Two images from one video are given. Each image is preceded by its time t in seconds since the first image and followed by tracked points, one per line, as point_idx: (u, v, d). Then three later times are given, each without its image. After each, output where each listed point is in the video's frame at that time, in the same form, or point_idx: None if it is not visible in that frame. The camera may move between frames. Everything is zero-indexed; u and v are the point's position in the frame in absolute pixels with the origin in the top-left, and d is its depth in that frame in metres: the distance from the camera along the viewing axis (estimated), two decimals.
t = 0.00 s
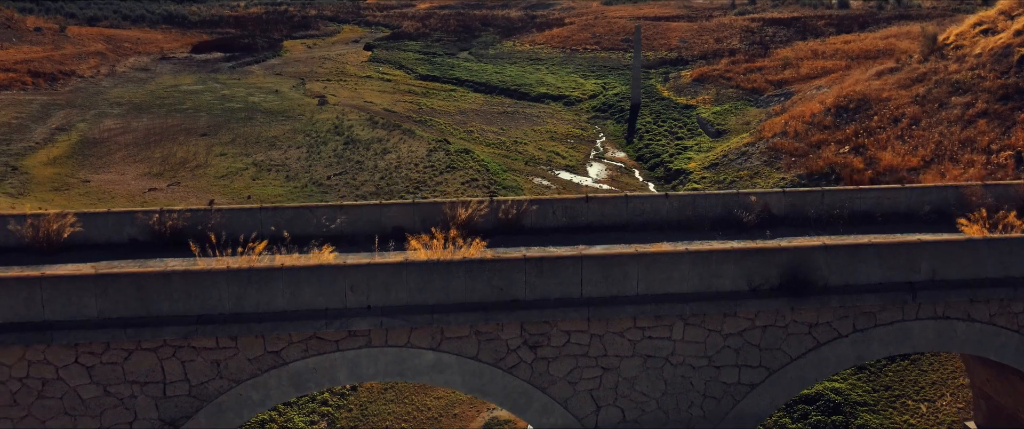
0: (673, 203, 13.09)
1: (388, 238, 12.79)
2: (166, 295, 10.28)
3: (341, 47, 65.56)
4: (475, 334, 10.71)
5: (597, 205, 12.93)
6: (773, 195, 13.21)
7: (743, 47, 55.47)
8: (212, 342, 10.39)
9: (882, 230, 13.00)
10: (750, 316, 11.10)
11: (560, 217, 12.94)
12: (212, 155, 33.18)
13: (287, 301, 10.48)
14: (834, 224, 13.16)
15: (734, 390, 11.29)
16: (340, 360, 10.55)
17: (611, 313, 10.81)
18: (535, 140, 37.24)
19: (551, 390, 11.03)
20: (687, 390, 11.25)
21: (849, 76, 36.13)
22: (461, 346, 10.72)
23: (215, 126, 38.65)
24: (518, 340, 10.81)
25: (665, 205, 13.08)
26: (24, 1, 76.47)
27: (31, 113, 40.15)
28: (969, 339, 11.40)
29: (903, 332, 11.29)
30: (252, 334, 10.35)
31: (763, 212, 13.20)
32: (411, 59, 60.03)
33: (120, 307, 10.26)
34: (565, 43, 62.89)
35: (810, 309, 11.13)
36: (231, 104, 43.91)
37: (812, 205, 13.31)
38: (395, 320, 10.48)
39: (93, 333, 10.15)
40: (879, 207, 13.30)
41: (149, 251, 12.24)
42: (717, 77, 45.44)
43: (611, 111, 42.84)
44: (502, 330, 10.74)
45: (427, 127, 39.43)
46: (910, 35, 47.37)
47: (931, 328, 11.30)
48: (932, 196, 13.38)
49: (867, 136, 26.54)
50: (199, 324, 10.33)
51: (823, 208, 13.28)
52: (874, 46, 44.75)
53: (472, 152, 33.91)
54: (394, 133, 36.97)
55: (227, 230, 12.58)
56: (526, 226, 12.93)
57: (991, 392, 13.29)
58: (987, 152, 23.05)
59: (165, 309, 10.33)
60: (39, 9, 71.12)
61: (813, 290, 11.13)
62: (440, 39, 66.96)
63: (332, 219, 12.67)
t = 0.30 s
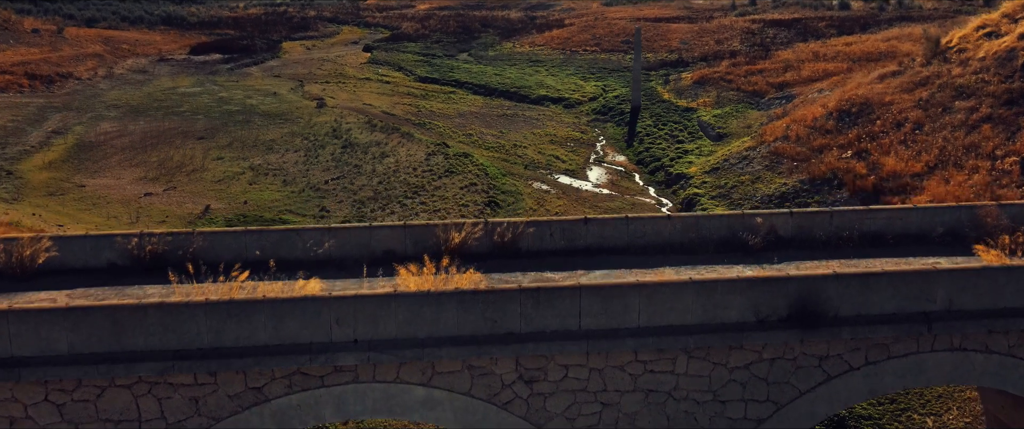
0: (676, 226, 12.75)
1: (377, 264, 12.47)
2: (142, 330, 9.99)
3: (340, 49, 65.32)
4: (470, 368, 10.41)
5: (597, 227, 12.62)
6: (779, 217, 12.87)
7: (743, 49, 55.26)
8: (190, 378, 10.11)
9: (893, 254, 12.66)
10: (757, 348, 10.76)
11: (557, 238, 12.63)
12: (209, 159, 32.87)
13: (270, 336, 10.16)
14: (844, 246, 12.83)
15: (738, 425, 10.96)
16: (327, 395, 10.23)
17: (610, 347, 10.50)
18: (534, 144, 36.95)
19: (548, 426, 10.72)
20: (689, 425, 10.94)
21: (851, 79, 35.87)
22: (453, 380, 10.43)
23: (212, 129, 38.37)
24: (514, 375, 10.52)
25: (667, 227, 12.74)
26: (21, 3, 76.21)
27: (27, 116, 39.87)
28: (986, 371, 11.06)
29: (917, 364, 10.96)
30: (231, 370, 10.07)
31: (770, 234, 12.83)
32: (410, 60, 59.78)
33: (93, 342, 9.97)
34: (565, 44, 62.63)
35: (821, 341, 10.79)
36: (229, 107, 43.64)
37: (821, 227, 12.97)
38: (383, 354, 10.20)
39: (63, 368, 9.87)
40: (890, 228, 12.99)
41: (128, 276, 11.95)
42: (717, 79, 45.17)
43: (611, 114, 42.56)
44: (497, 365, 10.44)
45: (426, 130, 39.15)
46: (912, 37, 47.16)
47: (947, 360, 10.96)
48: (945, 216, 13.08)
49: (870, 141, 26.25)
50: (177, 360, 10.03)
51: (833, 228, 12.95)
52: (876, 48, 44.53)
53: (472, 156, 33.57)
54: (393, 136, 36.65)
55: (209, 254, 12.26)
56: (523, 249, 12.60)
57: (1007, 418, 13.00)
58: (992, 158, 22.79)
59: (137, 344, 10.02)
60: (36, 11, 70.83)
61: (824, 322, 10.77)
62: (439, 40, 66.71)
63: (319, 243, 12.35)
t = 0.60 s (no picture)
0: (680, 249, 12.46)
1: (367, 290, 12.10)
2: (114, 369, 9.70)
3: (339, 50, 65.15)
4: (462, 406, 10.04)
5: (597, 251, 12.35)
6: (787, 240, 12.59)
7: (744, 51, 55.08)
8: (165, 418, 9.75)
9: (903, 281, 12.32)
10: (765, 384, 10.35)
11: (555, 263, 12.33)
12: (206, 163, 32.62)
13: (250, 373, 9.88)
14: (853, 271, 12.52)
15: None
16: None
17: (609, 384, 10.13)
18: (534, 148, 36.65)
19: None
20: None
21: (853, 82, 35.63)
22: (445, 420, 10.06)
23: (210, 133, 38.12)
24: (509, 413, 10.13)
25: (671, 251, 12.45)
26: (20, 4, 76.06)
27: (24, 119, 39.67)
28: (1006, 406, 10.63)
29: (934, 400, 10.53)
30: (209, 410, 9.73)
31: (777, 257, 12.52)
32: (409, 62, 59.57)
33: (62, 381, 9.70)
34: (565, 46, 62.42)
35: (833, 376, 10.36)
36: (227, 110, 43.39)
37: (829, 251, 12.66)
38: (368, 393, 9.87)
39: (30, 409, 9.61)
40: (901, 251, 12.66)
41: (105, 305, 11.64)
42: (718, 81, 44.89)
43: (611, 117, 42.29)
44: (490, 403, 10.08)
45: (426, 133, 38.89)
46: (913, 39, 46.96)
47: (966, 395, 10.55)
48: (960, 239, 12.70)
49: (872, 146, 25.99)
50: (152, 398, 9.72)
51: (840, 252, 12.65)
52: (877, 50, 44.31)
53: (471, 160, 33.28)
54: (392, 140, 36.37)
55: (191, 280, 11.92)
56: (518, 274, 12.30)
57: None
58: (996, 164, 22.55)
59: (109, 383, 9.74)
60: (35, 13, 70.66)
61: (835, 356, 10.40)
62: (439, 42, 66.52)
63: (306, 269, 12.01)
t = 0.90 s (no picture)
0: (684, 274, 12.60)
1: (358, 319, 12.26)
2: (82, 409, 9.87)
3: (338, 52, 64.88)
4: None
5: (598, 277, 12.50)
6: (796, 265, 12.73)
7: (745, 53, 54.85)
8: None
9: (916, 307, 12.46)
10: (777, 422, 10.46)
11: (552, 290, 12.50)
12: (203, 167, 32.35)
13: (229, 416, 10.08)
14: (862, 294, 12.65)
15: None
16: None
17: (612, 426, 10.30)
18: (533, 151, 36.36)
19: None
20: None
21: (855, 85, 35.37)
22: None
23: (207, 136, 37.84)
24: None
25: (674, 277, 12.60)
26: (18, 6, 75.82)
27: (20, 123, 39.40)
28: None
29: None
30: None
31: (784, 282, 12.68)
32: (409, 64, 59.33)
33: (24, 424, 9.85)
34: (566, 47, 62.12)
35: (847, 417, 10.45)
36: (225, 113, 43.09)
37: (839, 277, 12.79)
38: None
39: None
40: (917, 275, 12.76)
41: (80, 336, 11.75)
42: (719, 84, 44.60)
43: (611, 120, 42.01)
44: None
45: (424, 136, 38.62)
46: (915, 41, 46.73)
47: None
48: (977, 264, 12.83)
49: (876, 151, 25.69)
50: None
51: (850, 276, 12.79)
52: (879, 52, 44.06)
53: (470, 164, 32.98)
54: (390, 143, 36.08)
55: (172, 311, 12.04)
56: (514, 300, 12.45)
57: None
58: (1002, 170, 22.28)
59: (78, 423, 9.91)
60: (33, 15, 70.39)
61: (848, 396, 10.61)
62: (439, 43, 66.23)
63: (291, 298, 12.17)
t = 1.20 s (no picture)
0: (688, 304, 13.30)
1: (346, 349, 12.85)
2: None
3: (337, 53, 64.62)
4: None
5: (598, 307, 13.20)
6: (806, 294, 13.45)
7: (746, 54, 54.65)
8: None
9: (931, 337, 13.13)
10: None
11: (549, 320, 13.20)
12: (199, 171, 32.06)
13: None
14: (875, 323, 13.39)
15: None
16: None
17: None
18: (533, 155, 36.09)
19: None
20: None
21: (857, 88, 35.10)
22: None
23: (204, 139, 37.57)
24: None
25: (678, 307, 13.30)
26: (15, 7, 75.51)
27: (15, 126, 39.14)
28: None
29: None
30: None
31: (795, 309, 13.39)
32: (409, 65, 59.08)
33: None
34: (566, 49, 61.87)
35: None
36: (222, 115, 42.82)
37: (851, 305, 13.52)
38: None
39: None
40: (930, 301, 13.56)
41: (51, 369, 12.25)
42: (720, 86, 44.34)
43: (611, 123, 41.77)
44: None
45: (423, 140, 38.34)
46: (917, 43, 46.53)
47: None
48: (992, 294, 13.60)
49: (879, 156, 25.43)
50: None
51: (864, 304, 13.53)
52: (881, 55, 43.83)
53: (469, 168, 32.71)
54: (389, 147, 35.80)
55: (148, 342, 12.59)
56: (510, 331, 13.13)
57: None
58: (1007, 176, 22.01)
59: None
60: (30, 16, 70.09)
61: None
62: (438, 45, 65.97)
63: (278, 331, 12.76)
